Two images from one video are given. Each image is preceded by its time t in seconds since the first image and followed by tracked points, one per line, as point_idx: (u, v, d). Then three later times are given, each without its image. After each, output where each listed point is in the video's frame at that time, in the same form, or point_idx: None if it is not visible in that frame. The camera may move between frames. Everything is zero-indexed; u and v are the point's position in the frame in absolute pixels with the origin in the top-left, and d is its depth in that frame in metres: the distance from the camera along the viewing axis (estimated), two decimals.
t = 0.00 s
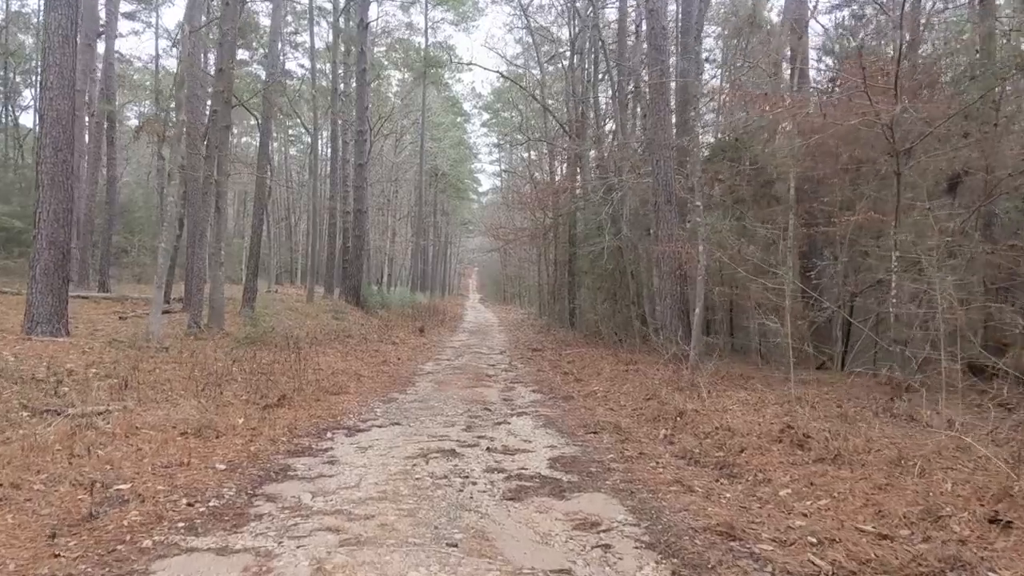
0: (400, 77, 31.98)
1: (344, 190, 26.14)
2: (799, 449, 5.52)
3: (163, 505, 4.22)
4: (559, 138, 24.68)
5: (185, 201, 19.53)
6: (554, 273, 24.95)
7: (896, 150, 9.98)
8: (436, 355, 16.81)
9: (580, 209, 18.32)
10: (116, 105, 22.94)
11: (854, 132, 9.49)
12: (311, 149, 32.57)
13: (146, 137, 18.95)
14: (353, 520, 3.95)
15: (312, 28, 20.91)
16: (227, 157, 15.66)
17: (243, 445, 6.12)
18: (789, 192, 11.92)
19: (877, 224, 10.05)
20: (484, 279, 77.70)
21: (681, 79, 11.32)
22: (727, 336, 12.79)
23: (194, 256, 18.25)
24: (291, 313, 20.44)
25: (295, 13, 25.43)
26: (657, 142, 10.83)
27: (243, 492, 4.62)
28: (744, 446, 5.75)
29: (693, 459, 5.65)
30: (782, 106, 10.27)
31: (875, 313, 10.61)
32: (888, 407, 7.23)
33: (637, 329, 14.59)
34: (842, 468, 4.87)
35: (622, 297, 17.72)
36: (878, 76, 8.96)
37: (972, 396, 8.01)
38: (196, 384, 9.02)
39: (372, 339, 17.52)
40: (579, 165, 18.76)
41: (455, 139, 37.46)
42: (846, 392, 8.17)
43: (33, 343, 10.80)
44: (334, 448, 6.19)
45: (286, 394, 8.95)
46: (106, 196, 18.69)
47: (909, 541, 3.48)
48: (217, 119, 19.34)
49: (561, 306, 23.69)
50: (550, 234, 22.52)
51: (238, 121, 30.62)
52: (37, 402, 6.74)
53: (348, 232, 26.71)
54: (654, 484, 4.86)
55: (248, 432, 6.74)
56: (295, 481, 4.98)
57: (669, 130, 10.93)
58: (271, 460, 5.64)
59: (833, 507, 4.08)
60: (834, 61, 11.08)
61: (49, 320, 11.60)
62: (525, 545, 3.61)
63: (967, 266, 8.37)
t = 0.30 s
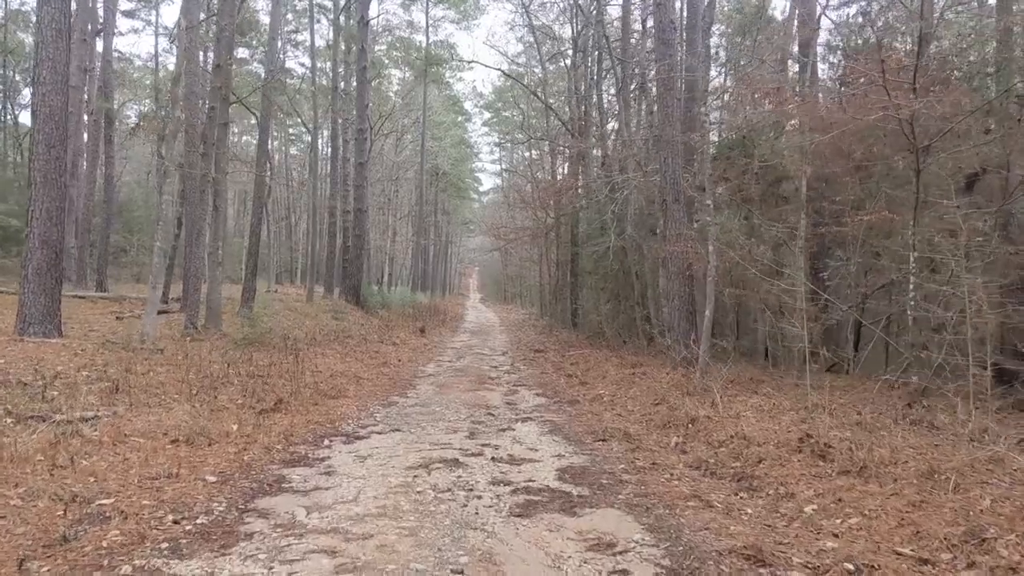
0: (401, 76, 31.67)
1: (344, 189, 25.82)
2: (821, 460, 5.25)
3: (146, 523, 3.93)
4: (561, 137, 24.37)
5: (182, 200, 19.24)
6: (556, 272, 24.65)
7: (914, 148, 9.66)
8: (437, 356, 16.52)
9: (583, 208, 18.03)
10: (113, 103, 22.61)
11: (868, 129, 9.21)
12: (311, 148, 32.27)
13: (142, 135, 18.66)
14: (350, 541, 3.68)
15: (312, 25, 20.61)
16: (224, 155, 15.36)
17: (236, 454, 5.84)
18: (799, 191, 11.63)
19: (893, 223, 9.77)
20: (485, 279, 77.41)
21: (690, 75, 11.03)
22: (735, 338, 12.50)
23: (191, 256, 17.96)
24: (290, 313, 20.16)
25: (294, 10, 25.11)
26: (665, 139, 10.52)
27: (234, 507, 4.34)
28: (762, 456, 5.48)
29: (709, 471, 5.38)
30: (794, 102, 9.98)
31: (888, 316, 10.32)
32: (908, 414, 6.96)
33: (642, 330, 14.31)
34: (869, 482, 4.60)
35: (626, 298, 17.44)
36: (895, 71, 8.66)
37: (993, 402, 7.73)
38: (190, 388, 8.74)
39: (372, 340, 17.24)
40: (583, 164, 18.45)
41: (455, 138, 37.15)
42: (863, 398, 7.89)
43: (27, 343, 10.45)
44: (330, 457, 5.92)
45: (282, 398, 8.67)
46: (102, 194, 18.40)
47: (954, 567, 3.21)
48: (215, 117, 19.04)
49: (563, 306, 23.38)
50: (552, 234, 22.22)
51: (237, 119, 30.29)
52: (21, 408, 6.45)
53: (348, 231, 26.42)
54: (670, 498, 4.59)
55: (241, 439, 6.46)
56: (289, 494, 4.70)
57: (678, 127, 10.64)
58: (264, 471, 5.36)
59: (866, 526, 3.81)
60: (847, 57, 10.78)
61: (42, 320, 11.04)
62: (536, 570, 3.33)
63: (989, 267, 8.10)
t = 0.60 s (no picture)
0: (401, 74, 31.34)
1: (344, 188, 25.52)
2: (847, 468, 4.98)
3: (131, 539, 3.66)
4: (563, 135, 24.06)
5: (181, 199, 18.95)
6: (558, 272, 24.34)
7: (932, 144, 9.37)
8: (439, 357, 16.23)
9: (587, 207, 17.74)
10: (111, 101, 22.30)
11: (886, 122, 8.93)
12: (311, 147, 31.95)
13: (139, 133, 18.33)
14: (350, 559, 3.41)
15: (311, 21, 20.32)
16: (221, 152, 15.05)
17: (231, 461, 5.57)
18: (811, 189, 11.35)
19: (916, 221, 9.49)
20: (485, 279, 77.08)
21: (699, 70, 10.75)
22: (745, 340, 12.23)
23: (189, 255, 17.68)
24: (289, 313, 19.87)
25: (294, 7, 24.80)
26: (675, 135, 10.23)
27: (227, 521, 4.06)
28: (784, 464, 5.21)
29: (729, 480, 5.11)
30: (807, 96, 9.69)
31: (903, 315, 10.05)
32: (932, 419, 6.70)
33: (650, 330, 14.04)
34: (904, 495, 4.33)
35: (631, 297, 17.19)
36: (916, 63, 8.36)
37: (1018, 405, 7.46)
38: (185, 390, 8.47)
39: (373, 341, 16.95)
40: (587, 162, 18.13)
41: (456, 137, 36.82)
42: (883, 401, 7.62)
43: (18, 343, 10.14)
44: (329, 463, 5.64)
45: (279, 401, 8.38)
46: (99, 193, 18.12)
47: None
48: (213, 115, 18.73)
49: (565, 306, 23.09)
50: (555, 233, 21.90)
51: (236, 118, 29.97)
52: (6, 412, 6.18)
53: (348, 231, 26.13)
54: (692, 510, 4.31)
55: (236, 445, 6.18)
56: (286, 505, 4.42)
57: (687, 123, 10.37)
58: (260, 479, 5.09)
59: (906, 545, 3.56)
60: (862, 49, 10.48)
61: (35, 320, 10.70)
62: None
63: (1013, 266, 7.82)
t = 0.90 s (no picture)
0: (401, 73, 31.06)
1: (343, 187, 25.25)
2: (876, 480, 4.71)
3: (110, 563, 3.37)
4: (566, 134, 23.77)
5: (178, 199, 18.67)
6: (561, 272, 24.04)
7: (949, 139, 9.08)
8: (441, 358, 15.94)
9: (591, 205, 17.44)
10: (108, 100, 22.00)
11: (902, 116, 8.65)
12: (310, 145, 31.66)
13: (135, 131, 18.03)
14: None
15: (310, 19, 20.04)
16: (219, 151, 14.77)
17: (223, 471, 5.28)
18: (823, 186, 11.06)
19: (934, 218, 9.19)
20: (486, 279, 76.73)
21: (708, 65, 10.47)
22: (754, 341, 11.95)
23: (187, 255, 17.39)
24: (288, 313, 19.57)
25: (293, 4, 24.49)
26: (683, 131, 9.95)
27: (215, 541, 3.78)
28: (807, 474, 4.94)
29: (750, 491, 4.84)
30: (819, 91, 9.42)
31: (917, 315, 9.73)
32: (956, 425, 6.42)
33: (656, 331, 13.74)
34: (941, 510, 4.07)
35: (636, 297, 16.90)
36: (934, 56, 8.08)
37: None
38: (179, 394, 8.19)
39: (373, 341, 16.68)
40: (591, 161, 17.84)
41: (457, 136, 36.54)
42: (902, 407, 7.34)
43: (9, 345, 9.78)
44: (328, 473, 5.37)
45: (276, 405, 8.10)
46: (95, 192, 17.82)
47: None
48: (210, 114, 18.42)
49: (568, 306, 22.79)
50: (558, 233, 21.61)
51: (236, 117, 29.67)
52: None
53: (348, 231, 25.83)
54: (714, 527, 4.04)
55: (230, 453, 5.91)
56: (279, 522, 4.14)
57: (696, 119, 10.09)
58: (254, 491, 4.81)
59: (950, 568, 3.30)
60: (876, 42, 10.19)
61: (27, 321, 10.17)
62: None
63: None
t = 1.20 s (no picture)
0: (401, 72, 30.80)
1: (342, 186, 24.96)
2: (904, 488, 4.43)
3: None
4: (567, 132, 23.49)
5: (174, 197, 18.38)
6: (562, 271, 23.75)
7: (965, 131, 8.80)
8: (441, 358, 15.64)
9: (594, 203, 17.15)
10: (105, 98, 21.70)
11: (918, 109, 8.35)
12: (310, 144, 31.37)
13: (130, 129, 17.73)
14: None
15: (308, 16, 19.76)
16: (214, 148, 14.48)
17: (210, 478, 4.98)
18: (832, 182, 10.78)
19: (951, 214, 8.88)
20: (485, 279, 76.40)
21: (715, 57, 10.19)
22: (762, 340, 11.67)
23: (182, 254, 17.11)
24: (285, 313, 19.28)
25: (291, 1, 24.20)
26: (690, 124, 9.66)
27: (195, 555, 3.49)
28: (830, 481, 4.65)
29: (769, 498, 4.55)
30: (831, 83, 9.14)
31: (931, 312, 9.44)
32: (979, 427, 6.15)
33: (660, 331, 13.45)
34: (979, 522, 3.78)
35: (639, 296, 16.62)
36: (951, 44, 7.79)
37: None
38: (168, 396, 7.90)
39: (372, 341, 16.38)
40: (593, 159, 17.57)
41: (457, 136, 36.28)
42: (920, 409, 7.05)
43: None
44: (322, 479, 5.08)
45: (269, 407, 7.81)
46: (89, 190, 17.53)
47: None
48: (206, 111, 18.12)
49: (569, 306, 22.48)
50: (559, 232, 21.32)
51: (234, 116, 29.37)
52: None
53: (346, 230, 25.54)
54: (735, 540, 3.74)
55: (219, 458, 5.62)
56: (267, 534, 3.85)
57: (703, 113, 9.81)
58: (243, 499, 4.53)
59: None
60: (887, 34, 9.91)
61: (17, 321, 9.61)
62: None
63: None
